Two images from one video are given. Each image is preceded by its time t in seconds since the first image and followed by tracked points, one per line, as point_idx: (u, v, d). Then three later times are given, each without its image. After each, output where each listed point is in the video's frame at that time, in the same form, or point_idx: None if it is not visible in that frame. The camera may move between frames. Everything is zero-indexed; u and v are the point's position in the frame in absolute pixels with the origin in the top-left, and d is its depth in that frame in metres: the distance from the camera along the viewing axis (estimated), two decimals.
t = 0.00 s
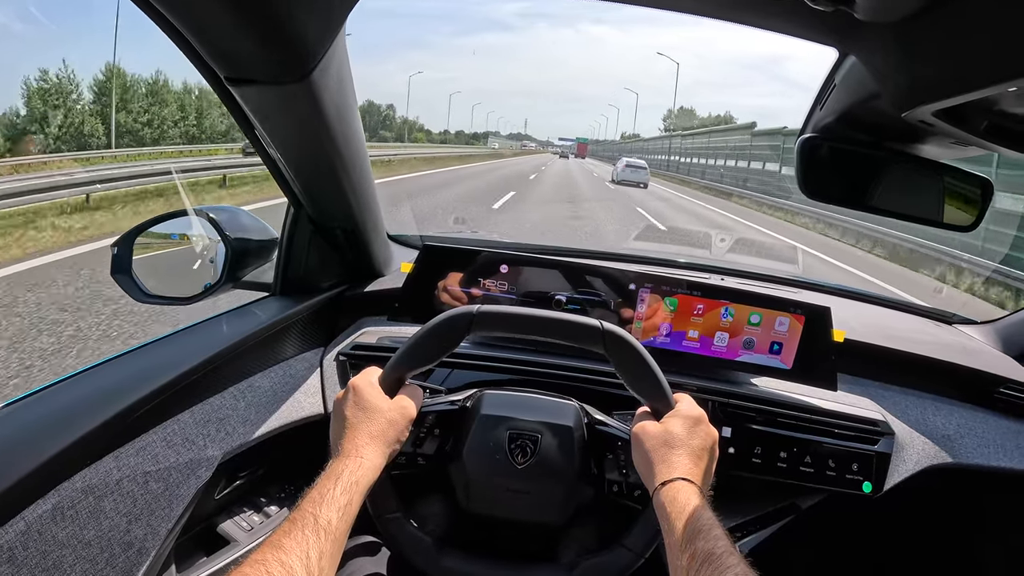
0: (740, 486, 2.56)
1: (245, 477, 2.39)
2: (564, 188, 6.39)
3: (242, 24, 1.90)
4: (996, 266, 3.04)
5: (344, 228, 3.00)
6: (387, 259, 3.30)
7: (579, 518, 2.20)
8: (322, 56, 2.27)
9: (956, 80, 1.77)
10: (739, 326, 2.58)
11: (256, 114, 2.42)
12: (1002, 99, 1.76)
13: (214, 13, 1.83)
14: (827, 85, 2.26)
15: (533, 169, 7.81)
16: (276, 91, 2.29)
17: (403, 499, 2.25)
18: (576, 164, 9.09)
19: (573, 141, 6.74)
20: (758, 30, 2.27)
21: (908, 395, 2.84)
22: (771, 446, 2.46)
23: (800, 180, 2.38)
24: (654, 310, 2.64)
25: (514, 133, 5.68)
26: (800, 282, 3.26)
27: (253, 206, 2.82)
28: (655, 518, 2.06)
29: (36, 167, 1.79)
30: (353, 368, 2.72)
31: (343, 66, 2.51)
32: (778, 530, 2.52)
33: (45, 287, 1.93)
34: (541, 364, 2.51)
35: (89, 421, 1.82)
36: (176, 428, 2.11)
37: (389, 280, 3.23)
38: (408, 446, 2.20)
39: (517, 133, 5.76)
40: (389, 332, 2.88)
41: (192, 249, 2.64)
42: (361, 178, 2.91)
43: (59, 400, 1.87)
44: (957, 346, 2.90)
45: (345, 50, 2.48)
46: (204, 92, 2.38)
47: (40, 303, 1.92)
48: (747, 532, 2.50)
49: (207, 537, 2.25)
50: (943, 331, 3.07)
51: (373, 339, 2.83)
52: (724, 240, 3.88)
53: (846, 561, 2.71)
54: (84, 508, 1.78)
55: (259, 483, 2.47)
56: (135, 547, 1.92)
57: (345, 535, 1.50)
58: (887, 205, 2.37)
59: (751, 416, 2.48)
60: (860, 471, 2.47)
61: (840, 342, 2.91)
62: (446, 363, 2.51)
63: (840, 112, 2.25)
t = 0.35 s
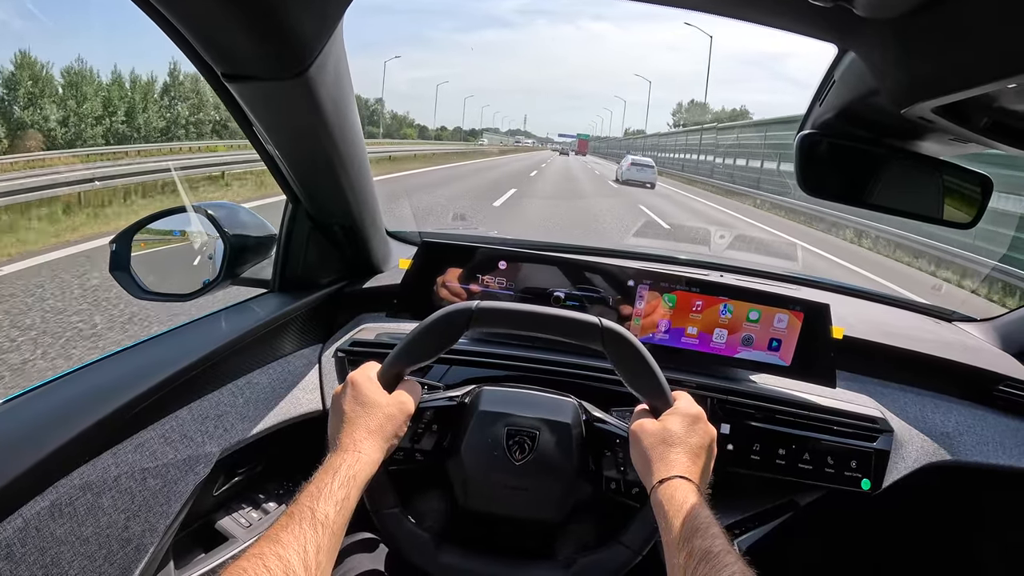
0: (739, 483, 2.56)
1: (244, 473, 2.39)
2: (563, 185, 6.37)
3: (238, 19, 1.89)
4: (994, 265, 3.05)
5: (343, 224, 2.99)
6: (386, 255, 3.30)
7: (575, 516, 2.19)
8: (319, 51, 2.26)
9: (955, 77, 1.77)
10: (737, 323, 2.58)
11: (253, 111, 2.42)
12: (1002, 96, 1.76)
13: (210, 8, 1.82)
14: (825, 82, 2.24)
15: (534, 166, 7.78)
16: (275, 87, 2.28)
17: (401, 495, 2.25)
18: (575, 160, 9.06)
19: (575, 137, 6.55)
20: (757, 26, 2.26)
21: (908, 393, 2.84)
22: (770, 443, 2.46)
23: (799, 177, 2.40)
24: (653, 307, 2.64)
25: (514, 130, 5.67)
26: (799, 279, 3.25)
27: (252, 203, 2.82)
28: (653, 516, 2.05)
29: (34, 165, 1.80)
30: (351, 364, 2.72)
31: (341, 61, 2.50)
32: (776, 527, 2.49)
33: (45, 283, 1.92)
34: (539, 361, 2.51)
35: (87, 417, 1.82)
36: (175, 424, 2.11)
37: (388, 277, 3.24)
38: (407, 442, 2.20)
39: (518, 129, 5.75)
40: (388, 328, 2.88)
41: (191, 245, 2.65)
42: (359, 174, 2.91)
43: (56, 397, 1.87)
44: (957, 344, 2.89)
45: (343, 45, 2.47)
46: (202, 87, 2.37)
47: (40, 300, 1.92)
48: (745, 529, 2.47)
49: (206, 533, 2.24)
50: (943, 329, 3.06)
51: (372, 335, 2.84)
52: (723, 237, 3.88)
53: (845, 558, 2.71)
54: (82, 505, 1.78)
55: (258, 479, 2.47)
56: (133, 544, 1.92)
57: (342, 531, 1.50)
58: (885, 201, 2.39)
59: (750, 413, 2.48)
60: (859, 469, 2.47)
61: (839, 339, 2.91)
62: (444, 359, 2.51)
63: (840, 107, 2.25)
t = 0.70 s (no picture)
0: (745, 477, 2.53)
1: (245, 469, 2.36)
2: (564, 183, 6.35)
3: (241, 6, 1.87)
4: (995, 264, 3.02)
5: (345, 218, 2.97)
6: (388, 250, 3.28)
7: (579, 512, 2.17)
8: (322, 38, 2.24)
9: (964, 64, 1.75)
10: (744, 316, 2.56)
11: (255, 102, 2.39)
12: (1011, 84, 1.74)
13: None
14: (831, 72, 2.21)
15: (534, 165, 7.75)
16: (276, 75, 2.26)
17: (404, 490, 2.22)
18: (574, 159, 9.03)
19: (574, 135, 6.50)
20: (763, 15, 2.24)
21: (914, 387, 2.82)
22: (776, 438, 2.44)
23: (807, 169, 2.41)
24: (658, 301, 2.62)
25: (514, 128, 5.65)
26: (803, 274, 3.23)
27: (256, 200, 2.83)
28: (659, 510, 2.03)
29: (36, 164, 1.77)
30: (353, 359, 2.69)
31: (343, 51, 2.48)
32: (782, 522, 2.47)
33: (39, 283, 1.88)
34: (544, 354, 2.49)
35: (86, 411, 1.79)
36: (175, 419, 2.09)
37: (390, 271, 3.21)
38: (410, 436, 2.17)
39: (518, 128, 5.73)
40: (390, 323, 2.79)
41: (190, 240, 2.61)
42: (361, 166, 2.88)
43: (55, 390, 1.85)
44: (962, 338, 2.88)
45: (345, 35, 2.45)
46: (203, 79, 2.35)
47: (37, 293, 1.89)
48: (751, 524, 2.46)
49: (207, 529, 2.22)
50: (948, 323, 3.05)
51: (375, 330, 2.77)
52: (726, 233, 3.86)
53: (850, 554, 2.69)
54: (81, 500, 1.75)
55: (260, 475, 2.44)
56: (133, 540, 1.90)
57: (345, 526, 1.48)
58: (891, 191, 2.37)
59: (755, 407, 2.45)
60: (866, 463, 2.45)
61: (845, 333, 2.89)
62: (447, 353, 2.48)
63: (849, 97, 2.22)
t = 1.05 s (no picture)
0: (752, 476, 2.52)
1: (250, 468, 2.35)
2: (565, 181, 6.34)
3: None
4: (998, 265, 3.04)
5: (350, 215, 2.95)
6: (392, 248, 3.26)
7: (586, 510, 2.15)
8: (331, 31, 2.23)
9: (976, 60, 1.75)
10: (750, 314, 2.55)
11: (262, 97, 2.39)
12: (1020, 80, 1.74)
13: None
14: (840, 70, 2.20)
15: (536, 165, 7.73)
16: (280, 67, 2.24)
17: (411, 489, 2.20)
18: (575, 159, 9.02)
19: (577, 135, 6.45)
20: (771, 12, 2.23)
21: (919, 385, 2.81)
22: (783, 436, 2.43)
23: (816, 168, 2.42)
24: (664, 299, 2.61)
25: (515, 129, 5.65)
26: (807, 273, 3.23)
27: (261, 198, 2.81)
28: (669, 509, 2.02)
29: (33, 164, 1.76)
30: (359, 357, 2.70)
31: (352, 47, 2.47)
32: (789, 520, 2.47)
33: (37, 283, 1.86)
34: (552, 353, 2.48)
35: (91, 408, 1.78)
36: (180, 418, 2.07)
37: (395, 269, 3.20)
38: (418, 435, 2.15)
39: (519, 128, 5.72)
40: (395, 321, 2.84)
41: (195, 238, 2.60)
42: (367, 163, 2.87)
43: (61, 388, 1.83)
44: (967, 337, 2.88)
45: (354, 30, 2.44)
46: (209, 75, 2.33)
47: (39, 290, 1.87)
48: (760, 522, 2.45)
49: (211, 529, 2.20)
50: (952, 321, 3.05)
51: (380, 328, 2.79)
52: (730, 232, 3.86)
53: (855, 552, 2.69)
54: (84, 500, 1.73)
55: (264, 474, 2.43)
56: (137, 540, 1.87)
57: (354, 527, 1.46)
58: (897, 186, 2.38)
59: (762, 405, 2.45)
60: (873, 462, 2.44)
61: (852, 331, 2.89)
62: (454, 352, 2.48)
63: (857, 94, 2.21)
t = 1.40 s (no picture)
0: (746, 478, 2.55)
1: (250, 470, 2.38)
2: (567, 182, 6.36)
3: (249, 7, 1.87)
4: (995, 265, 3.03)
5: (348, 219, 2.98)
6: (391, 250, 3.29)
7: (581, 512, 2.18)
8: (330, 40, 2.25)
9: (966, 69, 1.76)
10: (745, 317, 2.57)
11: (261, 106, 2.42)
12: (1011, 89, 1.76)
13: None
14: (834, 76, 2.24)
15: (537, 165, 7.74)
16: (279, 79, 2.27)
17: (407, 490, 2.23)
18: (577, 159, 9.02)
19: (578, 135, 6.46)
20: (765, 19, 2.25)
21: (913, 388, 2.83)
22: (777, 439, 2.46)
23: (808, 172, 2.41)
24: (660, 302, 2.64)
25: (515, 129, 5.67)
26: (803, 275, 3.25)
27: (261, 200, 2.83)
28: (662, 511, 2.04)
29: (35, 165, 1.77)
30: (358, 360, 2.74)
31: (350, 57, 2.50)
32: (783, 521, 2.50)
33: (38, 291, 1.89)
34: (548, 356, 2.51)
35: (95, 412, 1.81)
36: (181, 420, 2.10)
37: (393, 271, 3.23)
38: (415, 438, 2.18)
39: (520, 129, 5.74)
40: (394, 324, 2.87)
41: (195, 240, 2.63)
42: (366, 167, 2.90)
43: (65, 392, 1.87)
44: (962, 339, 2.90)
45: (352, 42, 2.47)
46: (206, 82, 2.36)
47: (41, 297, 1.91)
48: (752, 524, 2.48)
49: (212, 529, 2.23)
50: (948, 324, 3.07)
51: (379, 330, 2.82)
52: (728, 234, 3.89)
53: (849, 553, 2.72)
54: (88, 502, 1.76)
55: (264, 475, 2.46)
56: (140, 540, 1.91)
57: (352, 529, 1.50)
58: (892, 194, 2.39)
59: (756, 408, 2.47)
60: (866, 464, 2.47)
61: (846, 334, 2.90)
62: (451, 355, 2.50)
63: (850, 101, 2.23)
